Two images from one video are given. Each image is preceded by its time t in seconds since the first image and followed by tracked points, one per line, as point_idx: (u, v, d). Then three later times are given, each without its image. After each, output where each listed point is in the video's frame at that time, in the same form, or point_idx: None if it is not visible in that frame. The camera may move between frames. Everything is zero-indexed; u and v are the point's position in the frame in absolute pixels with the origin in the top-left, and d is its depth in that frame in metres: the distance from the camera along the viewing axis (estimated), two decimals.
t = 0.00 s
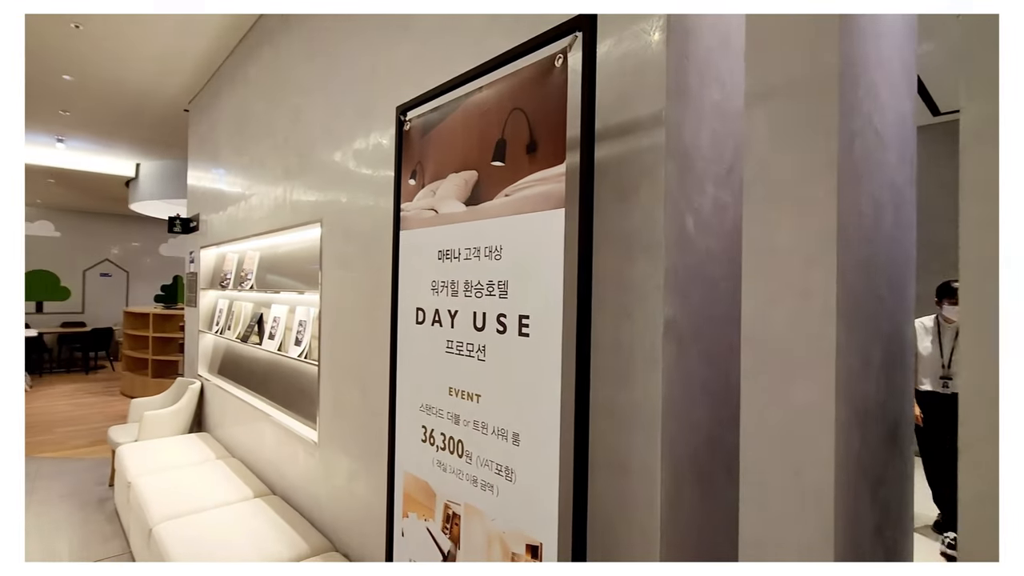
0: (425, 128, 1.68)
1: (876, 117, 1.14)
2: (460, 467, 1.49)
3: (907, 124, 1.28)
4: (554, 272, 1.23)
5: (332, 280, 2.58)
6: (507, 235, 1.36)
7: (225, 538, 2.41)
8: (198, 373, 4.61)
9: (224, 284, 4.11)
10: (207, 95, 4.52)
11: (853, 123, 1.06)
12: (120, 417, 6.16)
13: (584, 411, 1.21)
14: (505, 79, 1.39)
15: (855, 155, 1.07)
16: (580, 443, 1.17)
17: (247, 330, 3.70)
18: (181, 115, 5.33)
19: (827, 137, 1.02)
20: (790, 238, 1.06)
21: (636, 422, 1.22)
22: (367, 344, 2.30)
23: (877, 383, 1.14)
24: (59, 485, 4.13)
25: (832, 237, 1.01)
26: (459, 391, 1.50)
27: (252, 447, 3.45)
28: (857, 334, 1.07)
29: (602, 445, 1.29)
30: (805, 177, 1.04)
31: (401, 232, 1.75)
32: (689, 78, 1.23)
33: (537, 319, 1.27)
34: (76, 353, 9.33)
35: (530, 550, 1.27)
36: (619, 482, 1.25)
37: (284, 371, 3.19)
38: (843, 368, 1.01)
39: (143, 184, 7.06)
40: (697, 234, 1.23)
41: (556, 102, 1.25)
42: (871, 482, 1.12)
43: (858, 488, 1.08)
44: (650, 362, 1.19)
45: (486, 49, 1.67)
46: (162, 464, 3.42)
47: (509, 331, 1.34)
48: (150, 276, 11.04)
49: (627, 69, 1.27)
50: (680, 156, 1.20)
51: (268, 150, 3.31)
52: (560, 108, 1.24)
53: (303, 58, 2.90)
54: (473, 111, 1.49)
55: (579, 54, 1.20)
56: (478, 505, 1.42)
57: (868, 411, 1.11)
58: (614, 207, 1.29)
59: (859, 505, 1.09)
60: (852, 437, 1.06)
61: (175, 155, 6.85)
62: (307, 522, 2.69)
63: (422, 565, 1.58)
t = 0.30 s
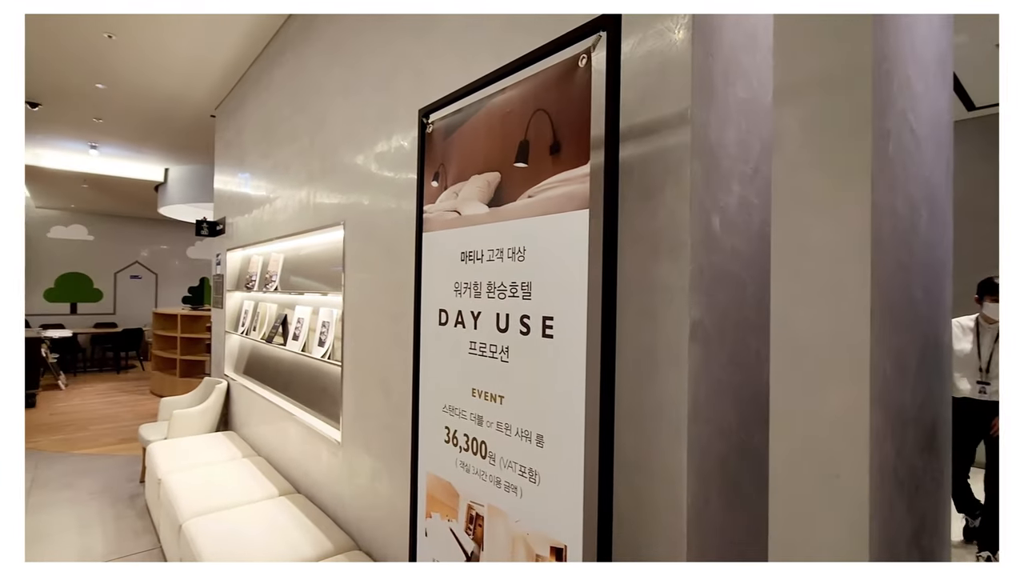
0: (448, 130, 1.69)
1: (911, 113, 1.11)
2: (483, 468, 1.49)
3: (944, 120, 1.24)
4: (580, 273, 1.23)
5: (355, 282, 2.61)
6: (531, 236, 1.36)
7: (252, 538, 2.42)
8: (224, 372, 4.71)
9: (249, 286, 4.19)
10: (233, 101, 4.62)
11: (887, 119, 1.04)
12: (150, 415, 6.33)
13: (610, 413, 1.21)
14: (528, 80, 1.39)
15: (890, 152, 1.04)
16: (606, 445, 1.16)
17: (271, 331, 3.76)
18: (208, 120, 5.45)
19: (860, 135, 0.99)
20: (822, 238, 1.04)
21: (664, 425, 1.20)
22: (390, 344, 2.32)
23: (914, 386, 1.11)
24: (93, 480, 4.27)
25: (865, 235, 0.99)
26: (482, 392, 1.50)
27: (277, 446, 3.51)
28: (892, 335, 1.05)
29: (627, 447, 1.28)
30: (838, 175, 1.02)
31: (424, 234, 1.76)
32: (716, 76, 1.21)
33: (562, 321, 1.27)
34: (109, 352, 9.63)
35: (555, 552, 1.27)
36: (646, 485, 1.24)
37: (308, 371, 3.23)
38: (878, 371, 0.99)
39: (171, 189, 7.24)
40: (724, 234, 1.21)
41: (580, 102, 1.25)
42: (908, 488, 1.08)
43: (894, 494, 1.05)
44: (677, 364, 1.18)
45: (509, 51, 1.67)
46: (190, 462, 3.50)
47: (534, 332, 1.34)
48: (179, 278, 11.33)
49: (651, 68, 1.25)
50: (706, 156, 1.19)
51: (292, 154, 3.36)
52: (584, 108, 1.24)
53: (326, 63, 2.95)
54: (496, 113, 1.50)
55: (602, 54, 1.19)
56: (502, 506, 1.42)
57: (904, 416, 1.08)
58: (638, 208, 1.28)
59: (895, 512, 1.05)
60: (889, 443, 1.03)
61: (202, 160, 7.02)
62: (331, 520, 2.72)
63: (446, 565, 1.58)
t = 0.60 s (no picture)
0: (469, 132, 1.70)
1: (947, 108, 1.08)
2: (506, 469, 1.49)
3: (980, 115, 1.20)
4: (603, 274, 1.22)
5: (376, 284, 2.64)
6: (553, 238, 1.35)
7: (277, 538, 2.45)
8: (249, 373, 4.80)
9: (273, 288, 4.26)
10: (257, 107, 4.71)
11: (920, 115, 1.01)
12: (177, 414, 6.49)
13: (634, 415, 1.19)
14: (550, 82, 1.39)
15: (924, 149, 1.02)
16: (630, 448, 1.15)
17: (294, 332, 3.82)
18: (232, 126, 5.57)
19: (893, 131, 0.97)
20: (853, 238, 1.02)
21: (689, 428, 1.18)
22: (411, 346, 2.34)
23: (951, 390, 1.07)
24: (123, 478, 4.38)
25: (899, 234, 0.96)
26: (504, 393, 1.50)
27: (300, 445, 3.56)
28: (928, 337, 1.01)
29: (651, 450, 1.26)
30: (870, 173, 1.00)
31: (445, 236, 1.77)
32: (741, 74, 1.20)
33: (585, 323, 1.26)
34: (138, 353, 9.90)
35: (579, 555, 1.26)
36: (670, 489, 1.22)
37: (330, 372, 3.27)
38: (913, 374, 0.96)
39: (197, 193, 7.42)
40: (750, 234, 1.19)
41: (603, 103, 1.25)
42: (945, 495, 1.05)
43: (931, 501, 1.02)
44: (702, 366, 1.16)
45: (530, 53, 1.67)
46: (216, 460, 3.57)
47: (556, 333, 1.33)
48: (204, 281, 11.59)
49: (675, 66, 1.24)
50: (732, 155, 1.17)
51: (315, 158, 3.41)
52: (607, 109, 1.23)
53: (348, 67, 2.99)
54: (517, 114, 1.50)
55: (626, 53, 1.18)
56: (525, 508, 1.42)
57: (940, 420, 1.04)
58: (661, 208, 1.26)
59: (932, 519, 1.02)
60: (925, 449, 1.00)
61: (227, 165, 7.17)
62: (353, 520, 2.75)
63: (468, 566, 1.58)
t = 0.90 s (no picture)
0: (490, 135, 1.71)
1: (982, 105, 1.05)
2: (527, 471, 1.49)
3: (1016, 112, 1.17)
4: (625, 276, 1.21)
5: (397, 286, 2.66)
6: (575, 239, 1.35)
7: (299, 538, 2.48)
8: (271, 373, 4.88)
9: (295, 290, 4.33)
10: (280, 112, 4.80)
11: (954, 112, 0.99)
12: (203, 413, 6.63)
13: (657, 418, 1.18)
14: (571, 83, 1.39)
15: (958, 147, 0.99)
16: (653, 450, 1.14)
17: (315, 334, 3.87)
18: (255, 131, 5.67)
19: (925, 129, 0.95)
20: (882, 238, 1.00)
21: (712, 432, 1.16)
22: (431, 347, 2.35)
23: (986, 396, 1.04)
24: (151, 475, 4.50)
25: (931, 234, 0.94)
26: (525, 395, 1.50)
27: (321, 445, 3.60)
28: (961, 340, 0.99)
29: (673, 454, 1.24)
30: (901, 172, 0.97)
31: (466, 238, 1.78)
32: (766, 72, 1.18)
33: (607, 325, 1.25)
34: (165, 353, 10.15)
35: (601, 558, 1.25)
36: (693, 494, 1.19)
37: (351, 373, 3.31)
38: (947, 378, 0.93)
39: (221, 197, 7.58)
40: (774, 235, 1.16)
41: (625, 104, 1.24)
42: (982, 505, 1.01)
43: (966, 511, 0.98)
44: (725, 369, 1.14)
45: (550, 54, 1.67)
46: (240, 459, 3.63)
47: (578, 335, 1.33)
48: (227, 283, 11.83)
49: (698, 65, 1.22)
50: (757, 154, 1.15)
51: (336, 162, 3.46)
52: (629, 110, 1.23)
53: (369, 72, 3.02)
54: (538, 116, 1.51)
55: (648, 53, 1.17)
56: (546, 511, 1.42)
57: (975, 426, 1.02)
58: (683, 208, 1.25)
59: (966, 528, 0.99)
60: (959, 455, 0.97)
61: (250, 170, 7.31)
62: (374, 520, 2.78)
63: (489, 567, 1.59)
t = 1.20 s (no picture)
0: (512, 135, 1.71)
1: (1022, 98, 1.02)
2: (550, 472, 1.49)
3: None
4: (651, 276, 1.20)
5: (418, 287, 2.68)
6: (599, 239, 1.34)
7: (323, 536, 2.50)
8: (294, 373, 4.96)
9: (317, 291, 4.39)
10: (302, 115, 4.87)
11: (995, 104, 0.97)
12: (228, 412, 6.76)
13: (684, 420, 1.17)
14: (595, 83, 1.38)
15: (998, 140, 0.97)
16: (680, 452, 1.12)
17: (337, 334, 3.92)
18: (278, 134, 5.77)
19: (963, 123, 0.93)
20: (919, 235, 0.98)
21: (740, 435, 1.14)
22: (453, 348, 2.36)
23: None
24: (178, 472, 4.60)
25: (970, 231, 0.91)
26: (549, 396, 1.50)
27: (344, 445, 3.65)
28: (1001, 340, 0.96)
29: (700, 457, 1.22)
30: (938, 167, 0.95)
31: (488, 239, 1.79)
32: (796, 67, 1.16)
33: (632, 325, 1.24)
34: (192, 353, 10.39)
35: (627, 561, 1.24)
36: (721, 497, 1.17)
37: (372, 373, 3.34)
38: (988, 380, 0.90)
39: (245, 200, 7.73)
40: (805, 234, 1.14)
41: (650, 102, 1.23)
42: None
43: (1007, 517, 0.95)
44: (754, 370, 1.12)
45: (572, 54, 1.67)
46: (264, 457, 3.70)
47: (603, 336, 1.32)
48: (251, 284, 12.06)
49: (724, 62, 1.21)
50: (786, 151, 1.13)
51: (357, 164, 3.50)
52: (654, 108, 1.21)
53: (390, 74, 3.05)
54: (561, 116, 1.50)
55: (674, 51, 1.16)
56: (570, 512, 1.41)
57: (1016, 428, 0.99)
58: (709, 207, 1.23)
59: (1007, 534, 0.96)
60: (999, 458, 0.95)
61: (273, 173, 7.45)
62: (396, 519, 2.80)
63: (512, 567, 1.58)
